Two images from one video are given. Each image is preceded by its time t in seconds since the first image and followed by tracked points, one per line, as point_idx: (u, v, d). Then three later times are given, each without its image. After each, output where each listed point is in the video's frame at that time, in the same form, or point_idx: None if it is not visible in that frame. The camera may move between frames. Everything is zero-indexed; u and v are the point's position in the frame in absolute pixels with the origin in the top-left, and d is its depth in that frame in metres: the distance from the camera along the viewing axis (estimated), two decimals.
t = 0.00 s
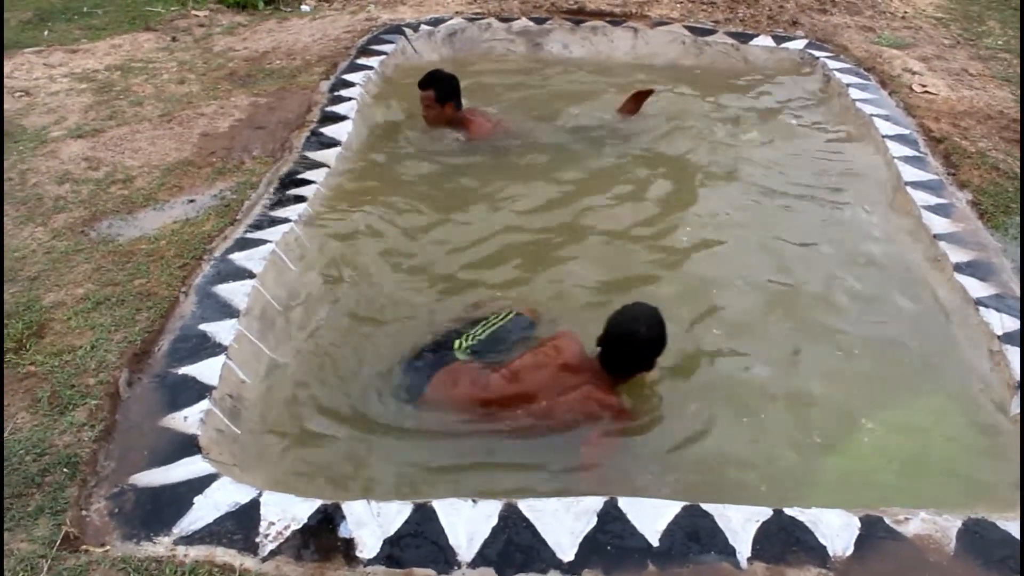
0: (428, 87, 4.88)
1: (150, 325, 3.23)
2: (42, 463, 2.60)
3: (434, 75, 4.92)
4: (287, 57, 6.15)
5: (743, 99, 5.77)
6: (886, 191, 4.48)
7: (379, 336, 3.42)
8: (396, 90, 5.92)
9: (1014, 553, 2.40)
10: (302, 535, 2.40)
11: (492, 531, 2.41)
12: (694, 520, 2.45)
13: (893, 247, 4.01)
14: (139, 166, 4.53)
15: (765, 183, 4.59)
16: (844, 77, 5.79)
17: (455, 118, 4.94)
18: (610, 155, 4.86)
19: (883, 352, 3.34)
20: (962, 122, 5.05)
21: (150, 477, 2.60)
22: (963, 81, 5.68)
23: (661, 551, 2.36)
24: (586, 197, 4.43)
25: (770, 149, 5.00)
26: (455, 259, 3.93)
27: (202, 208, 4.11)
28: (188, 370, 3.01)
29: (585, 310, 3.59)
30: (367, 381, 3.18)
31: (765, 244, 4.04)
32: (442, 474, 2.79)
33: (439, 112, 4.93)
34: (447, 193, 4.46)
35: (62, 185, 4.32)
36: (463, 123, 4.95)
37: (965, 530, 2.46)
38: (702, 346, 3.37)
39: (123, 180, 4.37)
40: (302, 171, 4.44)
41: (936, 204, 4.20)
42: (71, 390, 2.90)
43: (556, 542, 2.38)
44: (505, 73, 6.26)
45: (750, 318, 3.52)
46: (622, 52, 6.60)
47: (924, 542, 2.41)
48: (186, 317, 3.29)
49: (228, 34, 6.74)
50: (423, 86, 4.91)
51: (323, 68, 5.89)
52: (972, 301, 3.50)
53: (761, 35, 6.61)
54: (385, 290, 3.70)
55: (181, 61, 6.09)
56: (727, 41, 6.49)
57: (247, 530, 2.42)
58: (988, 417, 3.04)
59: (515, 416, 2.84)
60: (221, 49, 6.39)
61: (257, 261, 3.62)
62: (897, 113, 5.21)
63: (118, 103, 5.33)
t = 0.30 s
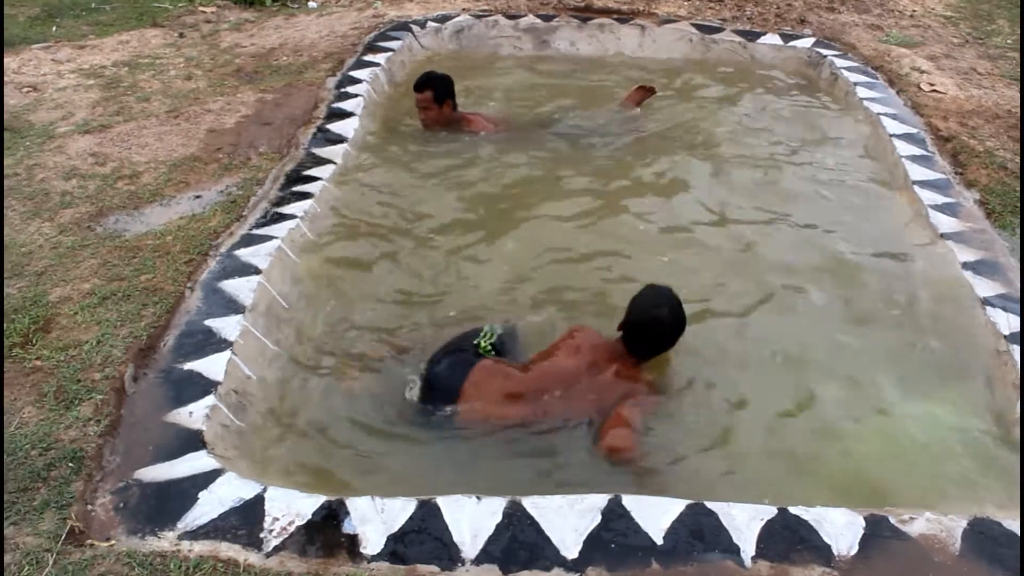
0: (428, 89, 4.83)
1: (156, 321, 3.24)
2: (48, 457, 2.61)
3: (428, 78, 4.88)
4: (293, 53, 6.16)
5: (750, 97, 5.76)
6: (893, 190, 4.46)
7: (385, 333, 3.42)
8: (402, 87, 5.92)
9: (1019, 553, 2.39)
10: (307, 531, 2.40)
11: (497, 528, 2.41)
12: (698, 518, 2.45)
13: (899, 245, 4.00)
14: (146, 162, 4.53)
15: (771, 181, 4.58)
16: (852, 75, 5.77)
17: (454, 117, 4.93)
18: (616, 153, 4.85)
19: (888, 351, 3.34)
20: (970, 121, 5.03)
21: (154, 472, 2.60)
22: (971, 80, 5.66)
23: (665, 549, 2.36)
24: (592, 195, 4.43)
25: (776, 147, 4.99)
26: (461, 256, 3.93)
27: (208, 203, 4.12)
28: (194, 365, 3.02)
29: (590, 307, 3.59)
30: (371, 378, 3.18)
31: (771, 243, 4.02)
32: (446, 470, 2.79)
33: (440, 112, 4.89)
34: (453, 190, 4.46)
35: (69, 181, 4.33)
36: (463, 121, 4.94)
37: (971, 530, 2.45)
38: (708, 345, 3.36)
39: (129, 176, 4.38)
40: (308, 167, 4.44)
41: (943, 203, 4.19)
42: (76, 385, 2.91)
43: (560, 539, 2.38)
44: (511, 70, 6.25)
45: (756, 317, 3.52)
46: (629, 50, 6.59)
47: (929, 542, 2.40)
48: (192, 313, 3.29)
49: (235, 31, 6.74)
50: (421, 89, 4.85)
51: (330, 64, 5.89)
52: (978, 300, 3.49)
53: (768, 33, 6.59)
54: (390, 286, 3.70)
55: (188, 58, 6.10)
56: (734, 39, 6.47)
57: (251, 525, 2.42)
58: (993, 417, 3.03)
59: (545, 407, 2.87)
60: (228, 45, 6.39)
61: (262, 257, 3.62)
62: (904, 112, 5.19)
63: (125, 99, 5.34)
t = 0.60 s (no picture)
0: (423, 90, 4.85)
1: (161, 317, 3.24)
2: (54, 453, 2.62)
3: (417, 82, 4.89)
4: (298, 49, 6.16)
5: (755, 92, 5.74)
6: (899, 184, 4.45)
7: (389, 328, 3.42)
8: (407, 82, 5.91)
9: None
10: (312, 526, 2.41)
11: (501, 523, 2.41)
12: (703, 513, 2.44)
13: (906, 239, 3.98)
14: (151, 158, 4.54)
15: (776, 175, 4.57)
16: (857, 69, 5.75)
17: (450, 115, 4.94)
18: (620, 148, 4.84)
19: (895, 346, 3.32)
20: (977, 115, 5.01)
21: (160, 468, 2.61)
22: (978, 74, 5.64)
23: (669, 544, 2.35)
24: (597, 190, 4.42)
25: (781, 142, 4.97)
26: (465, 251, 3.93)
27: (213, 200, 4.12)
28: (198, 362, 3.02)
29: (594, 302, 3.58)
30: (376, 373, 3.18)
31: (777, 237, 4.01)
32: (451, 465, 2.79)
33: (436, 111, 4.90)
34: (457, 186, 4.46)
35: (74, 178, 4.34)
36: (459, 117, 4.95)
37: (976, 524, 2.44)
38: (713, 339, 3.36)
39: (134, 173, 4.39)
40: (312, 163, 4.44)
41: (950, 197, 4.18)
42: (82, 381, 2.91)
43: (565, 534, 2.38)
44: (516, 65, 6.25)
45: (761, 311, 3.51)
46: (633, 44, 6.57)
47: (935, 536, 2.40)
48: (197, 309, 3.30)
49: (240, 27, 6.75)
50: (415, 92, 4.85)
51: (334, 60, 5.90)
52: (985, 293, 3.47)
53: (773, 27, 6.57)
54: (395, 282, 3.70)
55: (192, 54, 6.11)
56: (739, 34, 6.46)
57: (256, 521, 2.43)
58: (1001, 412, 3.02)
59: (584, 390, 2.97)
60: (232, 42, 6.40)
61: (267, 253, 3.63)
62: (910, 105, 5.17)
63: (130, 96, 5.35)
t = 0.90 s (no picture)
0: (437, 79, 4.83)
1: (164, 314, 3.24)
2: (57, 451, 2.62)
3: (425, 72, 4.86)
4: (301, 46, 6.15)
5: (760, 88, 5.72)
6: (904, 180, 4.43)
7: (392, 325, 3.42)
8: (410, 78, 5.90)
9: None
10: (314, 524, 2.41)
11: (504, 521, 2.41)
12: (706, 511, 2.44)
13: (911, 237, 3.97)
14: (154, 155, 4.54)
15: (780, 172, 4.56)
16: (862, 65, 5.73)
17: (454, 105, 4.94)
18: (624, 144, 4.83)
19: (897, 344, 3.31)
20: (982, 111, 4.99)
21: (162, 465, 2.61)
22: (983, 69, 5.61)
23: (672, 542, 2.35)
24: (600, 187, 4.41)
25: (786, 138, 4.96)
26: (468, 248, 3.92)
27: (216, 196, 4.12)
28: (201, 359, 3.03)
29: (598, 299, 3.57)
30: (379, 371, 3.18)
31: (781, 234, 4.00)
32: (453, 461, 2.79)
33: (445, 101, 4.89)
34: (460, 182, 4.45)
35: (78, 175, 4.35)
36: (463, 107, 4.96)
37: (980, 523, 2.44)
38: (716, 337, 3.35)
39: (138, 170, 4.39)
40: (316, 160, 4.44)
41: (954, 193, 4.16)
42: (85, 378, 2.92)
43: (568, 532, 2.37)
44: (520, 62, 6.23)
45: (765, 309, 3.50)
46: (637, 41, 6.55)
47: (939, 535, 2.39)
48: (200, 306, 3.30)
49: (243, 24, 6.74)
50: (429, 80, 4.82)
51: (337, 57, 5.89)
52: (991, 292, 3.47)
53: (777, 23, 6.55)
54: (398, 279, 3.69)
55: (196, 51, 6.10)
56: (743, 29, 6.43)
57: (259, 519, 2.43)
58: (1005, 412, 2.99)
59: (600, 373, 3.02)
60: (236, 38, 6.39)
61: (270, 250, 3.63)
62: (915, 101, 5.15)
63: (133, 93, 5.35)
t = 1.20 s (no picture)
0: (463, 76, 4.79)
1: (165, 310, 3.24)
2: (59, 446, 2.62)
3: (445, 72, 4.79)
4: (303, 41, 6.14)
5: (762, 84, 5.71)
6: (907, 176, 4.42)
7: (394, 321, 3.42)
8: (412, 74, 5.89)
9: None
10: (316, 520, 2.41)
11: (506, 517, 2.41)
12: (708, 507, 2.44)
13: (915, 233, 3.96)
14: (156, 151, 4.54)
15: (783, 168, 4.54)
16: (865, 60, 5.71)
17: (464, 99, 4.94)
18: (626, 140, 4.82)
19: (898, 340, 3.30)
20: (986, 106, 4.97)
21: (164, 461, 2.61)
22: (987, 65, 5.60)
23: (674, 538, 2.35)
24: (603, 182, 4.40)
25: (789, 134, 4.95)
26: (470, 243, 3.92)
27: (218, 192, 4.12)
28: (203, 355, 3.03)
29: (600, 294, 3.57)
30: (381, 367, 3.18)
31: (784, 229, 3.99)
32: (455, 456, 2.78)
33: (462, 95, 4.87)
34: (463, 178, 4.44)
35: (80, 170, 4.35)
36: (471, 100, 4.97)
37: (983, 520, 2.43)
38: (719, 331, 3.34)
39: (140, 165, 4.39)
40: (318, 156, 4.43)
41: (958, 188, 4.14)
42: (87, 374, 2.92)
43: (569, 528, 2.37)
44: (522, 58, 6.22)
45: (767, 304, 3.49)
46: (640, 36, 6.53)
47: (941, 531, 2.39)
48: (202, 302, 3.30)
49: (245, 19, 6.73)
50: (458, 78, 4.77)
51: (340, 52, 5.88)
52: (994, 288, 3.44)
53: (781, 18, 6.52)
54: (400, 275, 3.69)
55: (198, 47, 6.10)
56: (746, 25, 6.41)
57: (260, 514, 2.43)
58: (1006, 411, 2.99)
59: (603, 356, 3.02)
60: (238, 34, 6.39)
61: (272, 246, 3.62)
62: (918, 97, 5.14)
63: (136, 89, 5.35)
